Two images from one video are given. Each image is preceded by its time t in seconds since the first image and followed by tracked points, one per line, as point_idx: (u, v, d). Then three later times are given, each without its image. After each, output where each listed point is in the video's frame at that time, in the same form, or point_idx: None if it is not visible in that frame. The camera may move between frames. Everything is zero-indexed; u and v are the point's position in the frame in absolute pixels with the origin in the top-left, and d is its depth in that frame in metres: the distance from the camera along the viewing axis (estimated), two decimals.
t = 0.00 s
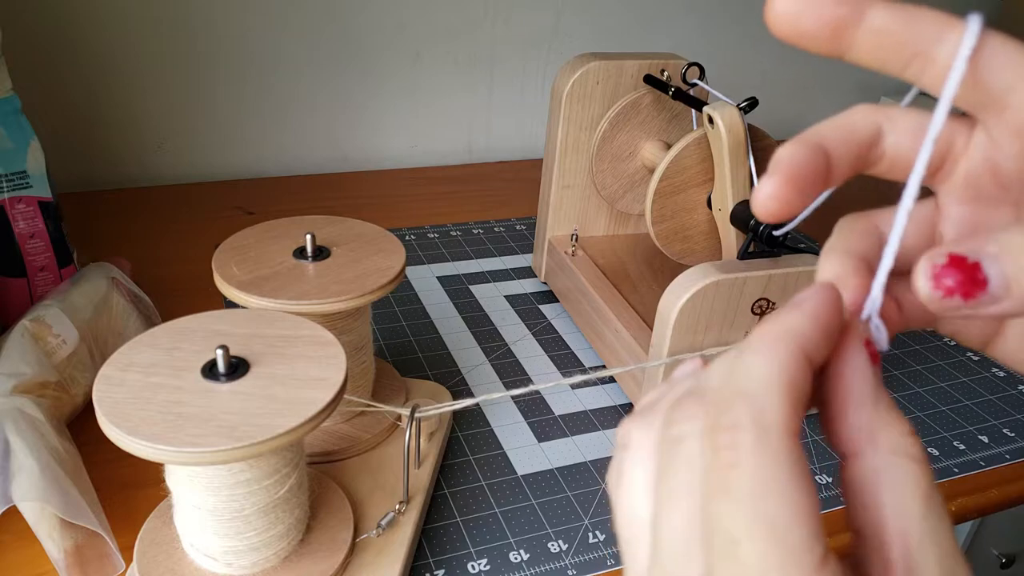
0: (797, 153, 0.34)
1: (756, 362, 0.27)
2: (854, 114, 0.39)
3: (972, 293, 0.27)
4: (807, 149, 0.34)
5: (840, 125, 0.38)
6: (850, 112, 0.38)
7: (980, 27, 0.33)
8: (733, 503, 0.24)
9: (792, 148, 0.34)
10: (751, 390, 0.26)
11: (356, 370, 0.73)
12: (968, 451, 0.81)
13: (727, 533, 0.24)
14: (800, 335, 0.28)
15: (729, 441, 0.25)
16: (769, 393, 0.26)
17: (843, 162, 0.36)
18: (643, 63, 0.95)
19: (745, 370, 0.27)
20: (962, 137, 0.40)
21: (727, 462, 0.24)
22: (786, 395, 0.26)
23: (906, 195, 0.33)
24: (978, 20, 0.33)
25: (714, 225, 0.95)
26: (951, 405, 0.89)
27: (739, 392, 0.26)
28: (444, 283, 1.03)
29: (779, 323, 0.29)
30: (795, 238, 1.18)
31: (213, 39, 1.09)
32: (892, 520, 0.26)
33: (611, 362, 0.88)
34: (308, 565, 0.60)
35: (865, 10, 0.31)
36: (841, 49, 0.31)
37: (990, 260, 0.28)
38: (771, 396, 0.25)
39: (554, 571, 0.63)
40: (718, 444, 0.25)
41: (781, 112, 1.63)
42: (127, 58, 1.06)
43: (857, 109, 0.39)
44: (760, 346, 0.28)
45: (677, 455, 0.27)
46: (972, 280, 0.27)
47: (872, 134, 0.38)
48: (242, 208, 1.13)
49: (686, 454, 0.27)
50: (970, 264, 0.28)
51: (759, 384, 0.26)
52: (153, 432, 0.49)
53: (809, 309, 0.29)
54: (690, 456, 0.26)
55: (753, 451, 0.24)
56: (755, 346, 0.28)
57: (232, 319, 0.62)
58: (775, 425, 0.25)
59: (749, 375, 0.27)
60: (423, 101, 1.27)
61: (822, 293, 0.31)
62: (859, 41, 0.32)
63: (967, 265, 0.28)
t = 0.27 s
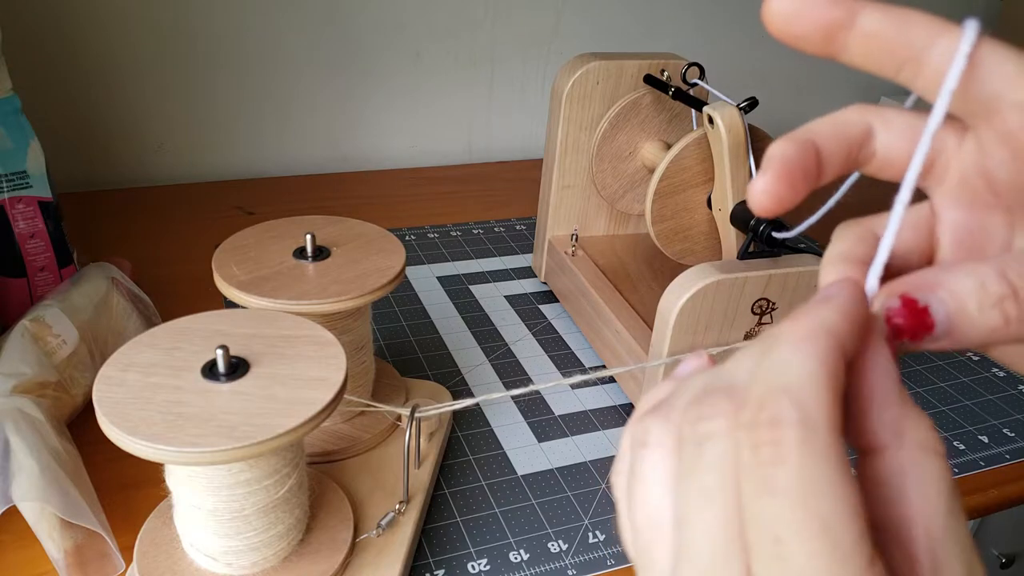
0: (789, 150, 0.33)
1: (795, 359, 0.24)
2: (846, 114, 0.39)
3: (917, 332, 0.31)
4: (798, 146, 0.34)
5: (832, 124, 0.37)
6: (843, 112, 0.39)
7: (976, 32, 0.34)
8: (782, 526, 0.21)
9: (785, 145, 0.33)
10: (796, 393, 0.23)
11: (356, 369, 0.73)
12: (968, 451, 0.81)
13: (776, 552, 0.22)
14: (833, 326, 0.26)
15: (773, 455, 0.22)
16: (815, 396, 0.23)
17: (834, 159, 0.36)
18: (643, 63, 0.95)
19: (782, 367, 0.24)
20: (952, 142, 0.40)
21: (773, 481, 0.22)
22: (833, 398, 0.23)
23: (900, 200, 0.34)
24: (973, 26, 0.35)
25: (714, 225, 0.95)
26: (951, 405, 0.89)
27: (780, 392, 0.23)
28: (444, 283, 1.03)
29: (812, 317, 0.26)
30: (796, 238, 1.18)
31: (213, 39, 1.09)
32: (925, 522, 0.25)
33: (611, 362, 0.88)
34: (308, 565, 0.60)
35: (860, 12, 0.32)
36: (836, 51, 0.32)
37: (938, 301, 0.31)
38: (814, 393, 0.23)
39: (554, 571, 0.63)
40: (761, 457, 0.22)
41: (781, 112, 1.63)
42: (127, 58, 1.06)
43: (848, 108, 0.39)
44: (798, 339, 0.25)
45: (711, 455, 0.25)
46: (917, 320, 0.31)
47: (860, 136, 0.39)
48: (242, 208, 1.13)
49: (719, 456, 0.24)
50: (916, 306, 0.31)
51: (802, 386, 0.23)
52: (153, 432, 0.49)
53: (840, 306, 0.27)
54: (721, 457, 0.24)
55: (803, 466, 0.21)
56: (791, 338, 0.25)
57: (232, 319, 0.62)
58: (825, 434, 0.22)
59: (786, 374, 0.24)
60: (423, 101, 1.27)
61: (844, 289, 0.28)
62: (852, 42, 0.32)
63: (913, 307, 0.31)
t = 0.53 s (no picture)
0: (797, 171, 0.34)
1: (743, 348, 0.29)
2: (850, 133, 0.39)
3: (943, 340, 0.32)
4: (804, 165, 0.34)
5: (838, 146, 0.38)
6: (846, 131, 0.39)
7: (970, 47, 0.35)
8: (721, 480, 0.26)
9: (793, 166, 0.34)
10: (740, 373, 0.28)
11: (356, 369, 0.73)
12: (968, 451, 0.81)
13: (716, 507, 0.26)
14: (785, 321, 0.31)
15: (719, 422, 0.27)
16: (755, 378, 0.28)
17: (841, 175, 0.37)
18: (643, 63, 0.95)
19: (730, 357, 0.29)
20: (955, 153, 0.41)
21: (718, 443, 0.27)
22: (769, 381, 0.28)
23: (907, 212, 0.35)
24: (968, 41, 0.36)
25: (714, 225, 0.95)
26: (951, 405, 0.88)
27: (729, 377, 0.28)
28: (444, 283, 1.03)
29: (768, 305, 0.31)
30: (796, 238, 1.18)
31: (213, 39, 1.09)
32: (882, 502, 0.28)
33: (611, 362, 0.88)
34: (308, 565, 0.60)
35: (854, 40, 0.33)
36: (835, 74, 0.33)
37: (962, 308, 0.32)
38: (755, 380, 0.28)
39: (554, 570, 0.63)
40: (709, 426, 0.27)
41: (781, 112, 1.63)
42: (127, 58, 1.06)
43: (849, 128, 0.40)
44: (747, 334, 0.30)
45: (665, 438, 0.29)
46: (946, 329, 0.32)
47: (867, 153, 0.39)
48: (242, 208, 1.13)
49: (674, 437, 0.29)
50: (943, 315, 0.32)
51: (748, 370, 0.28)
52: (153, 432, 0.49)
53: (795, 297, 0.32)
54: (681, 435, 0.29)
55: (739, 436, 0.26)
56: (740, 332, 0.30)
57: (232, 319, 0.62)
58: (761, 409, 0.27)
59: (734, 361, 0.29)
60: (423, 101, 1.27)
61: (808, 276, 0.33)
62: (850, 64, 0.33)
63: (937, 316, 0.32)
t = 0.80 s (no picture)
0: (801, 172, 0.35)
1: (813, 323, 0.30)
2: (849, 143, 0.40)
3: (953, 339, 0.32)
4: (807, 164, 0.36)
5: (838, 149, 0.39)
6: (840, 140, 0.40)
7: (955, 65, 0.37)
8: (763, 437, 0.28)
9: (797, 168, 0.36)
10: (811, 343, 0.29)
11: (356, 369, 0.73)
12: (968, 451, 0.81)
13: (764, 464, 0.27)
14: (848, 307, 0.31)
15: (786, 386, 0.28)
16: (825, 351, 0.29)
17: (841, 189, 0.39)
18: (643, 63, 0.95)
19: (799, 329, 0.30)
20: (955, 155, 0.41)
21: (778, 406, 0.28)
22: (840, 356, 0.29)
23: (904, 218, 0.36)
24: (951, 62, 0.37)
25: (715, 225, 0.95)
26: (951, 405, 0.89)
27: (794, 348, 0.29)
28: (444, 283, 1.03)
29: (839, 298, 0.31)
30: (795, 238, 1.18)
31: (213, 39, 1.09)
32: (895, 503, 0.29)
33: (611, 362, 0.88)
34: (308, 565, 0.60)
35: (845, 72, 0.35)
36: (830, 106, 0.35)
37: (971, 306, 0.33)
38: (827, 355, 0.29)
39: (554, 571, 0.63)
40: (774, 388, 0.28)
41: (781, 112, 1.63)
42: (127, 58, 1.06)
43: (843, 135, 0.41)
44: (819, 308, 0.31)
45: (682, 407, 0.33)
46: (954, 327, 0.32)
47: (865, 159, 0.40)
48: (242, 208, 1.13)
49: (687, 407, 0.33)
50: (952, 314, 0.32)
51: (819, 341, 0.29)
52: (154, 433, 0.49)
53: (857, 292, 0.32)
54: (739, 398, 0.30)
55: (805, 402, 0.27)
56: (807, 312, 0.31)
57: (232, 319, 0.62)
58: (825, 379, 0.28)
59: (803, 333, 0.30)
60: (423, 101, 1.27)
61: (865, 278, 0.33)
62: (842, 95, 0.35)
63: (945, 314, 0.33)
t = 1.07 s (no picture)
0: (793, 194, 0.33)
1: (818, 331, 0.24)
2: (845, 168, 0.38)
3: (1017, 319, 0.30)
4: (801, 186, 0.34)
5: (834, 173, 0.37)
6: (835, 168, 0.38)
7: (949, 78, 0.36)
8: (834, 488, 0.21)
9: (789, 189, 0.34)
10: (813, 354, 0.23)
11: (356, 369, 0.73)
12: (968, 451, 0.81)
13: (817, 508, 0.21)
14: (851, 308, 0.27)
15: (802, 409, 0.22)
16: (841, 358, 0.23)
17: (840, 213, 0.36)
18: (643, 63, 0.95)
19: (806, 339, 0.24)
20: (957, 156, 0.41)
21: (816, 436, 0.21)
22: (856, 357, 0.23)
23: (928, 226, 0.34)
24: (945, 74, 0.36)
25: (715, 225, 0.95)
26: (951, 405, 0.89)
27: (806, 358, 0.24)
28: (444, 283, 1.03)
29: (840, 309, 0.26)
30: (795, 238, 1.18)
31: (214, 39, 1.09)
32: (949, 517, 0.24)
33: (611, 362, 0.88)
34: (308, 565, 0.60)
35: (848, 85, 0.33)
36: (836, 123, 0.33)
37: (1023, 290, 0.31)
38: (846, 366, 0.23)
39: (554, 571, 0.63)
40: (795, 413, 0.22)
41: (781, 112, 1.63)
42: (127, 58, 1.06)
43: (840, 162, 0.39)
44: (809, 319, 0.25)
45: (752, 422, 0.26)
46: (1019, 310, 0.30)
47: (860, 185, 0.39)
48: (242, 208, 1.13)
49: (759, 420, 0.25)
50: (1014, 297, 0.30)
51: (830, 351, 0.23)
52: (154, 433, 0.49)
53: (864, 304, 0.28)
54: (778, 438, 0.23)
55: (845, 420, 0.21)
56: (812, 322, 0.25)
57: (232, 319, 0.62)
58: (855, 395, 0.22)
59: (805, 344, 0.24)
60: (423, 101, 1.27)
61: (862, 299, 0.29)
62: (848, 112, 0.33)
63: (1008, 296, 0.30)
